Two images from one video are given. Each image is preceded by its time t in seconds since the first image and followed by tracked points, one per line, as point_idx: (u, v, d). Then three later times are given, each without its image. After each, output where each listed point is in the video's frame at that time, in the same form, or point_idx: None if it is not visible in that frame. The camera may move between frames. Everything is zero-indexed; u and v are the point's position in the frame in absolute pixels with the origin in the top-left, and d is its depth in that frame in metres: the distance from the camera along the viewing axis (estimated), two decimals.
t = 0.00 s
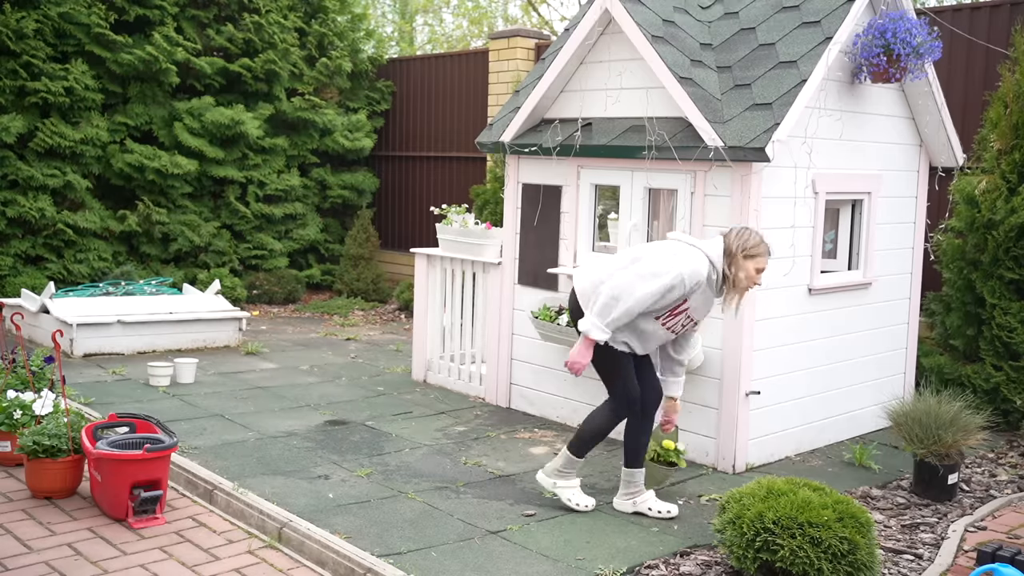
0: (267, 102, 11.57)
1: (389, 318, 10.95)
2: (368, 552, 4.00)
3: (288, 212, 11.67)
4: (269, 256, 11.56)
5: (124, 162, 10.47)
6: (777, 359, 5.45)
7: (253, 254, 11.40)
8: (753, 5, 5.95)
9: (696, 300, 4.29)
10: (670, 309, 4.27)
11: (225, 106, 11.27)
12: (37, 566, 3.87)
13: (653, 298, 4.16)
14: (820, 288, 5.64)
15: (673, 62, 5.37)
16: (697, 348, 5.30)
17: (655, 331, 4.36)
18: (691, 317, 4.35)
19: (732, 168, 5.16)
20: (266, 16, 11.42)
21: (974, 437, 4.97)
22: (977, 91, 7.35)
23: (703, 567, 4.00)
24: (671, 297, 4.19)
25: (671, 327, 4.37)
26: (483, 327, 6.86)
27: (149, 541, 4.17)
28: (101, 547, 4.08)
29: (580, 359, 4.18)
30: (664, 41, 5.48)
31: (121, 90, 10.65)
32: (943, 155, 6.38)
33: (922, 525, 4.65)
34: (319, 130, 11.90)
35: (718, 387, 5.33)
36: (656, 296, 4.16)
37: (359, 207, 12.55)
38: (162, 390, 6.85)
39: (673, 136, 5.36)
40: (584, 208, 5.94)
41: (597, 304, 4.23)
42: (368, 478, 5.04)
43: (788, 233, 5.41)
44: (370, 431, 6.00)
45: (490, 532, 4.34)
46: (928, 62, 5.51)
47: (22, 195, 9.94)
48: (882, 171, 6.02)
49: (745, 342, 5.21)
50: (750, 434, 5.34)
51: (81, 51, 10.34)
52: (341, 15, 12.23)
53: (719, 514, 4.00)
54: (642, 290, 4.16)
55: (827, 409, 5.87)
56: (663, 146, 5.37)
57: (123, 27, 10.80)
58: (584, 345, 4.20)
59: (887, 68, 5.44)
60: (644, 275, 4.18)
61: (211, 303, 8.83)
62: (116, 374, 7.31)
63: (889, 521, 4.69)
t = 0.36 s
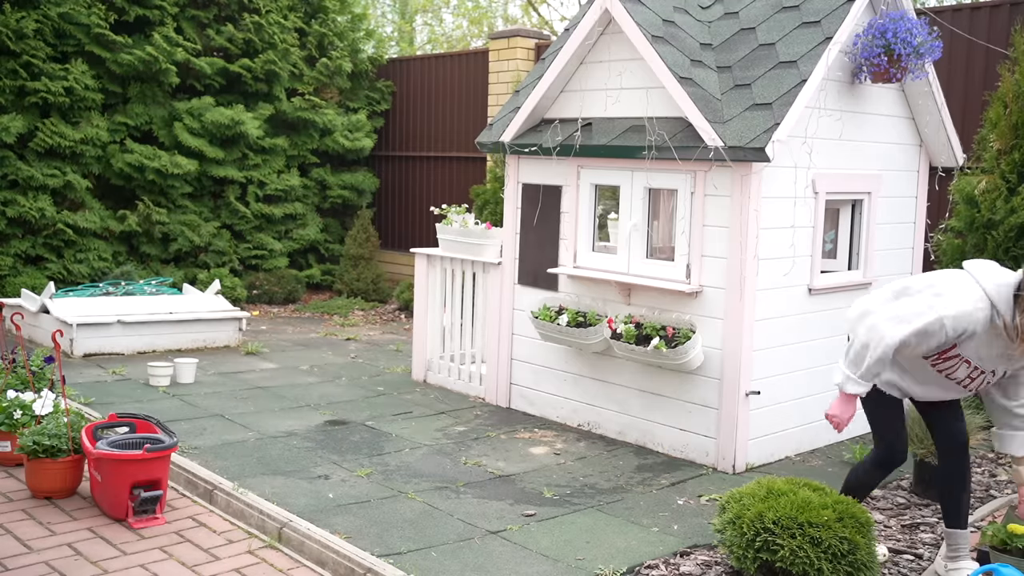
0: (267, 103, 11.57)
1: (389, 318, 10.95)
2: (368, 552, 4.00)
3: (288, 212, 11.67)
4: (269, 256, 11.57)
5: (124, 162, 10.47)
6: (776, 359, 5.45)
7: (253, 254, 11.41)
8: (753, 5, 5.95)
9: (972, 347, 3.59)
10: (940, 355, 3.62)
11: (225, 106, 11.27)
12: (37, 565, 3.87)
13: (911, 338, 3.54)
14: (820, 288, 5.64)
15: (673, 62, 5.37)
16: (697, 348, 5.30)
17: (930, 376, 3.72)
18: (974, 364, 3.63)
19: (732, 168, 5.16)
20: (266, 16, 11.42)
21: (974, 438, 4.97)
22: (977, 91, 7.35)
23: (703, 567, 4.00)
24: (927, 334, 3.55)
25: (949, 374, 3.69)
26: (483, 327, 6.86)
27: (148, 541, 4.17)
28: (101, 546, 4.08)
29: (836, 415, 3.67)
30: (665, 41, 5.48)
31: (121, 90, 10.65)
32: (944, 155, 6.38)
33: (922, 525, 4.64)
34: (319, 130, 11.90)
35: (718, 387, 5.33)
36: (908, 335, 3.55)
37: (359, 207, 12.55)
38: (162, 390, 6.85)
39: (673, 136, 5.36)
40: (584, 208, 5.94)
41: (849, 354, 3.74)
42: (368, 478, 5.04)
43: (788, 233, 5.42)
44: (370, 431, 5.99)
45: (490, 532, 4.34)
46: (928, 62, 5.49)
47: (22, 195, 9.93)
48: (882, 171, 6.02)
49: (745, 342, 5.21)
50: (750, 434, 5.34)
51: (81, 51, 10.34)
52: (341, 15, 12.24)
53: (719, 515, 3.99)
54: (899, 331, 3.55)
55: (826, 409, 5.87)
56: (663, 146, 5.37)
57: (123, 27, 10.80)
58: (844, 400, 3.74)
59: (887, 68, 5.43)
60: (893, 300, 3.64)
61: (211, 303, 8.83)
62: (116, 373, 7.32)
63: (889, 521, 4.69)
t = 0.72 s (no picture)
0: (267, 102, 11.57)
1: (389, 318, 10.95)
2: (368, 552, 4.00)
3: (288, 212, 11.67)
4: (269, 256, 11.57)
5: (124, 162, 10.47)
6: (776, 359, 5.45)
7: (253, 254, 11.41)
8: (753, 5, 5.95)
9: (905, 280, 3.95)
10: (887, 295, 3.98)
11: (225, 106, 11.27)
12: (37, 566, 3.87)
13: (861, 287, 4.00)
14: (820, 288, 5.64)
15: (673, 62, 5.37)
16: (697, 348, 5.30)
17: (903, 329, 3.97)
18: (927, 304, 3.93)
19: (732, 168, 5.16)
20: (266, 16, 11.42)
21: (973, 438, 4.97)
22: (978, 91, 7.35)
23: (703, 567, 4.00)
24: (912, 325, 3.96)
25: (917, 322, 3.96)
26: (483, 327, 6.86)
27: (148, 541, 4.17)
28: (101, 547, 4.08)
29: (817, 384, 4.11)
30: (664, 41, 5.49)
31: (121, 90, 10.64)
32: (944, 155, 6.37)
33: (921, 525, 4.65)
34: (319, 130, 11.90)
35: (718, 387, 5.33)
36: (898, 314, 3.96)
37: (359, 207, 12.55)
38: (162, 390, 6.85)
39: (673, 136, 5.36)
40: (584, 208, 5.94)
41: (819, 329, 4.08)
42: (367, 478, 5.04)
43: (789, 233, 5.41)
44: (370, 431, 6.00)
45: (490, 532, 4.33)
46: (928, 62, 5.49)
47: (21, 195, 9.94)
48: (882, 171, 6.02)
49: (745, 343, 5.21)
50: (750, 434, 5.34)
51: (81, 52, 10.34)
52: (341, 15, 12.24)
53: (719, 515, 3.99)
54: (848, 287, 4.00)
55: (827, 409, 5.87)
56: (663, 146, 5.37)
57: (123, 27, 10.81)
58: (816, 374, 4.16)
59: (887, 68, 5.43)
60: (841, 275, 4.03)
61: (210, 303, 8.83)
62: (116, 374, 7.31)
63: (889, 521, 4.69)
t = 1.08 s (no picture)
0: (267, 103, 11.58)
1: (389, 318, 10.95)
2: (368, 552, 4.00)
3: (288, 212, 11.68)
4: (269, 256, 11.57)
5: (124, 162, 10.47)
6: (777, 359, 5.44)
7: (253, 254, 11.41)
8: (753, 5, 5.95)
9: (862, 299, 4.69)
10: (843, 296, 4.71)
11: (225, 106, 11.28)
12: (37, 565, 3.87)
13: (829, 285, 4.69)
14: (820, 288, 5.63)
15: (673, 62, 5.37)
16: (697, 348, 5.30)
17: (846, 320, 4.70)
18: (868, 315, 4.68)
19: (732, 168, 5.16)
20: (266, 16, 11.42)
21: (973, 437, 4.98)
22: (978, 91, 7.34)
23: (703, 567, 3.99)
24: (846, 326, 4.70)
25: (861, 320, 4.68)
26: (483, 327, 6.86)
27: (148, 541, 4.17)
28: (101, 547, 4.08)
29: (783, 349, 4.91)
30: (664, 41, 5.49)
31: (121, 90, 10.65)
32: (944, 155, 6.38)
33: (922, 525, 4.65)
34: (319, 130, 11.89)
35: (718, 387, 5.33)
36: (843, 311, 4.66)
37: (358, 207, 12.55)
38: (162, 390, 6.85)
39: (673, 136, 5.36)
40: (584, 208, 5.94)
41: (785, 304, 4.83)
42: (367, 478, 5.04)
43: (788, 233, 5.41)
44: (370, 431, 6.00)
45: (490, 532, 4.33)
46: (928, 62, 5.50)
47: (22, 195, 9.94)
48: (882, 171, 6.02)
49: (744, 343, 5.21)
50: (750, 434, 5.34)
51: (82, 52, 10.34)
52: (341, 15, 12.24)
53: (719, 515, 3.99)
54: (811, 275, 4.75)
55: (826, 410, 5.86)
56: (663, 146, 5.37)
57: (123, 27, 10.81)
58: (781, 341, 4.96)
59: (887, 68, 5.43)
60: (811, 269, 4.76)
61: (210, 303, 8.83)
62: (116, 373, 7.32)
63: (889, 521, 4.69)
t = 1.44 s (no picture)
0: (267, 103, 11.57)
1: (389, 317, 10.95)
2: (368, 552, 4.00)
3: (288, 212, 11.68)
4: (269, 256, 11.58)
5: (124, 162, 10.47)
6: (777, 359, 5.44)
7: (253, 254, 11.41)
8: (753, 5, 5.95)
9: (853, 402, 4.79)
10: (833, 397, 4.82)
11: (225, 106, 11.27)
12: (37, 565, 3.87)
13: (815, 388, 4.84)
14: (820, 288, 5.62)
15: (673, 62, 5.37)
16: (697, 348, 5.30)
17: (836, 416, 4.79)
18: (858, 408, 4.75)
19: (732, 168, 5.16)
20: (266, 16, 11.42)
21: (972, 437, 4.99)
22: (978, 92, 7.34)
23: (703, 566, 3.99)
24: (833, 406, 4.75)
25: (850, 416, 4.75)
26: (483, 327, 6.86)
27: (148, 540, 4.17)
28: (101, 547, 4.07)
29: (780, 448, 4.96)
30: (664, 41, 5.49)
31: (121, 90, 10.65)
32: (944, 155, 6.38)
33: (922, 525, 4.65)
34: (319, 130, 11.89)
35: (718, 387, 5.33)
36: (838, 407, 4.74)
37: (358, 207, 12.55)
38: (162, 390, 6.85)
39: (673, 136, 5.36)
40: (584, 208, 5.94)
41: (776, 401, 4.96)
42: (367, 478, 5.04)
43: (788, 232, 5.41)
44: (370, 431, 6.00)
45: (490, 532, 4.33)
46: (928, 62, 5.50)
47: (22, 195, 9.94)
48: (882, 171, 6.01)
49: (745, 343, 5.21)
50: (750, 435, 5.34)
51: (82, 52, 10.33)
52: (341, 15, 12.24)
53: (719, 515, 3.99)
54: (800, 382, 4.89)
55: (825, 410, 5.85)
56: (663, 146, 5.37)
57: (123, 27, 10.80)
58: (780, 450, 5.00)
59: (887, 68, 5.43)
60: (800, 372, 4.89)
61: (210, 303, 8.83)
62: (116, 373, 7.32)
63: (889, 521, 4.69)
